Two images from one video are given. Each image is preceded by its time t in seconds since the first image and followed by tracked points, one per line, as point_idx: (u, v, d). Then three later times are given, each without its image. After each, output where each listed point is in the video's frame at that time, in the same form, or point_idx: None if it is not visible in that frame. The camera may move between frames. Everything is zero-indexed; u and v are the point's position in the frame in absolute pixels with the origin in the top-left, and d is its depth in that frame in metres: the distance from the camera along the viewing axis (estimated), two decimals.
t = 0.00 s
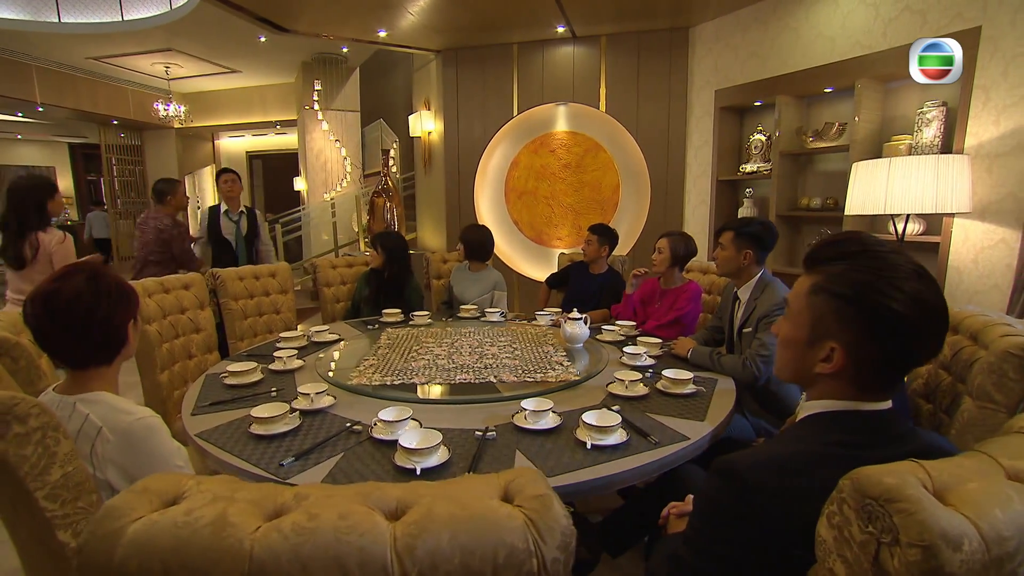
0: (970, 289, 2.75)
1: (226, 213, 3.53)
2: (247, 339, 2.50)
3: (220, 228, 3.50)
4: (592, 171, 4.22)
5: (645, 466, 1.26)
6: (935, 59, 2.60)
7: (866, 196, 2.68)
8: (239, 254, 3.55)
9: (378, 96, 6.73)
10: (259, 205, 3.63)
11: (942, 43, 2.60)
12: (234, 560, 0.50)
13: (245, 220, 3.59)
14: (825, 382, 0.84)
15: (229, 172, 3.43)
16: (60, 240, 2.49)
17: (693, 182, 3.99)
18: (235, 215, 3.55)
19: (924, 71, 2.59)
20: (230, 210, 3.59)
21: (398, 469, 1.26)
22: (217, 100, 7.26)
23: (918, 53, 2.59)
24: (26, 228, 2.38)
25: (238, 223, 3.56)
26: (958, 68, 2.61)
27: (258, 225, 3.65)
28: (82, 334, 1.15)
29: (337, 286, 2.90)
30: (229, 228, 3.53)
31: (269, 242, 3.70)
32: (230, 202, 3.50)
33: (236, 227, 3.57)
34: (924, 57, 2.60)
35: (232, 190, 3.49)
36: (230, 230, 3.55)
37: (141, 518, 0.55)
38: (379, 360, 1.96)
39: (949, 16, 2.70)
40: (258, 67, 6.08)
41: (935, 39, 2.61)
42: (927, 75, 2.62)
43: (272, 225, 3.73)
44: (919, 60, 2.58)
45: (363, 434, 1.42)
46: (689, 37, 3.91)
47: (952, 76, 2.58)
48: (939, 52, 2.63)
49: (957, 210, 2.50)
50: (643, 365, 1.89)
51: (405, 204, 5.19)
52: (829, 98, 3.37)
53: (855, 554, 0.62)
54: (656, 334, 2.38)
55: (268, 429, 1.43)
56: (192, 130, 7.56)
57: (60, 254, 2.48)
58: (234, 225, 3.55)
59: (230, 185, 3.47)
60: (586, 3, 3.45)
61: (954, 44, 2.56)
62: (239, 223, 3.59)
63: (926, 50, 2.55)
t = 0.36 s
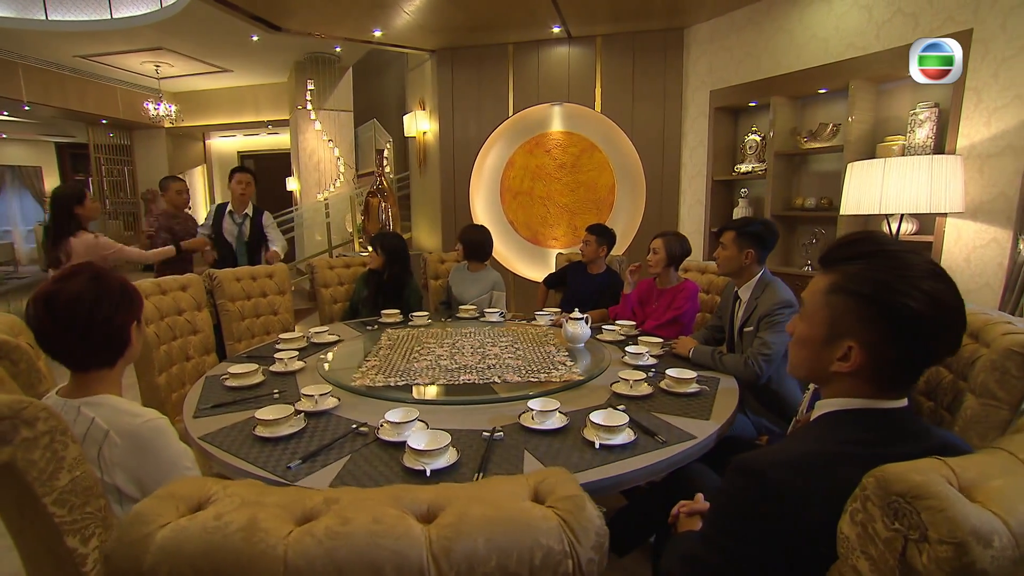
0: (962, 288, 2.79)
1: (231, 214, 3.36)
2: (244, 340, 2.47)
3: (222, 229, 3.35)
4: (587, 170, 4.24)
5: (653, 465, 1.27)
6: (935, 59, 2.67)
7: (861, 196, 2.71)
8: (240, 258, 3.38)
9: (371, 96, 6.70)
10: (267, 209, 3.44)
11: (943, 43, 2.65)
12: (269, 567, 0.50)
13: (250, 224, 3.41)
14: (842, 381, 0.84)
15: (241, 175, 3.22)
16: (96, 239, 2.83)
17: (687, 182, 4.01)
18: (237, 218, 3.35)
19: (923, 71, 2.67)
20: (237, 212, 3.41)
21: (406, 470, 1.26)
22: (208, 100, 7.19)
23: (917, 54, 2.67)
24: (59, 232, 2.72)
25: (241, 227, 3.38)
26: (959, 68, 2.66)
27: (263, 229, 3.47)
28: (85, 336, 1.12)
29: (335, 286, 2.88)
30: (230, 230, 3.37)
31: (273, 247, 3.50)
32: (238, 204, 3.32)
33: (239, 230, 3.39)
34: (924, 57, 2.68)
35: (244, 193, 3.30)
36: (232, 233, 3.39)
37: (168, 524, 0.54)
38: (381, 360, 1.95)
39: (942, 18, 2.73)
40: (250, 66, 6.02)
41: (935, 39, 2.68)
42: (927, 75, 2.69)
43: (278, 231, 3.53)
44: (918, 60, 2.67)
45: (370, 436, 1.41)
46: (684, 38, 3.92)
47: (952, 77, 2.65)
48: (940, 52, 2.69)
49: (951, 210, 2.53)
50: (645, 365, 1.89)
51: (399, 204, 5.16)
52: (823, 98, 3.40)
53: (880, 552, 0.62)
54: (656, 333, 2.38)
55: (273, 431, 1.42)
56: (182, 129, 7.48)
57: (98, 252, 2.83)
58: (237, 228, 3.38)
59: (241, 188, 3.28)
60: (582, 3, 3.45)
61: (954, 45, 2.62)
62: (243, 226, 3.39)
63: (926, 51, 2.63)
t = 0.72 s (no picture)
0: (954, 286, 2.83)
1: (226, 221, 3.11)
2: (241, 342, 2.44)
3: (218, 237, 3.11)
4: (582, 170, 4.24)
5: (662, 464, 1.27)
6: (935, 58, 2.61)
7: (856, 196, 2.74)
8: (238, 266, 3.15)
9: (363, 96, 6.67)
10: (265, 209, 3.16)
11: (943, 43, 2.59)
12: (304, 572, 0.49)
13: (249, 228, 3.15)
14: (858, 379, 0.85)
15: (232, 174, 3.00)
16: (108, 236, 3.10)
17: (682, 182, 4.03)
18: (233, 223, 3.11)
19: (922, 71, 2.62)
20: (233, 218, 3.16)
21: (415, 471, 1.25)
22: (197, 99, 7.12)
23: (917, 53, 2.62)
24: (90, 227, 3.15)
25: (239, 233, 3.13)
26: (959, 68, 2.61)
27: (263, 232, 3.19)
28: (86, 337, 1.06)
29: (332, 287, 2.86)
30: (229, 238, 3.12)
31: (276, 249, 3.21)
32: (232, 208, 3.08)
33: (236, 236, 3.15)
34: (924, 57, 2.63)
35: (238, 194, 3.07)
36: (229, 240, 3.14)
37: (198, 529, 0.53)
38: (383, 361, 1.94)
39: (932, 21, 2.77)
40: (240, 65, 5.98)
41: (935, 39, 2.62)
42: (927, 75, 2.63)
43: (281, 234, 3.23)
44: (918, 61, 2.61)
45: (376, 437, 1.40)
46: (677, 39, 3.95)
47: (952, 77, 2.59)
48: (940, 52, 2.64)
49: (943, 209, 2.57)
50: (647, 364, 1.90)
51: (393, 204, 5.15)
52: (816, 99, 3.43)
53: (905, 548, 0.63)
54: (655, 333, 2.39)
55: (278, 434, 1.40)
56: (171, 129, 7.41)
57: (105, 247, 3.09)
58: (234, 234, 3.12)
59: (235, 189, 3.05)
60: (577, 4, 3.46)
61: (955, 44, 2.55)
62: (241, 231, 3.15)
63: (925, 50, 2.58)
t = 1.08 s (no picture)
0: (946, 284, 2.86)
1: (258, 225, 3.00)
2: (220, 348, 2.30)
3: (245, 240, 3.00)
4: (577, 171, 4.26)
5: (669, 463, 1.27)
6: (935, 58, 2.67)
7: (850, 196, 2.77)
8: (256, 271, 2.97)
9: (355, 95, 6.64)
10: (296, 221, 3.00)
11: (943, 43, 2.64)
12: None
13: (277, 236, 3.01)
14: (873, 377, 0.85)
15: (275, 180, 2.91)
16: (129, 239, 3.04)
17: (677, 182, 4.05)
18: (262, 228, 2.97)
19: (923, 71, 2.68)
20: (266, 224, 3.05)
21: (424, 472, 1.25)
22: (187, 98, 7.05)
23: (917, 53, 2.68)
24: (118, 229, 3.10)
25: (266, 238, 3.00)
26: (959, 68, 2.66)
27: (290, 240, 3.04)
28: (85, 342, 0.98)
29: (328, 288, 2.84)
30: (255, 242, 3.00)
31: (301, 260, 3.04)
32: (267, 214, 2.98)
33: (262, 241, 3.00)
34: (924, 57, 2.69)
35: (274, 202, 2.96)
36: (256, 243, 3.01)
37: (230, 534, 0.52)
38: (385, 362, 1.93)
39: (924, 24, 2.81)
40: (231, 64, 5.92)
41: (935, 39, 2.67)
42: (927, 75, 2.69)
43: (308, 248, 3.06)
44: (917, 60, 2.68)
45: (382, 439, 1.39)
46: (672, 39, 3.96)
47: (951, 77, 2.64)
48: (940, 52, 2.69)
49: (937, 209, 2.60)
50: (649, 363, 1.90)
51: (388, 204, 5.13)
52: (810, 100, 3.46)
53: (926, 544, 0.64)
54: (653, 332, 2.39)
55: (283, 436, 1.39)
56: (161, 128, 7.33)
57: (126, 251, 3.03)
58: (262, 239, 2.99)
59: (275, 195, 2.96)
60: (573, 4, 3.46)
61: (955, 45, 2.60)
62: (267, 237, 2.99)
63: (926, 51, 2.64)
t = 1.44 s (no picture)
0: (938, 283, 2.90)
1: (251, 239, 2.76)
2: (225, 348, 2.33)
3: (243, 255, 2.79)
4: (572, 171, 4.27)
5: (677, 462, 1.28)
6: (935, 59, 2.72)
7: (845, 195, 2.80)
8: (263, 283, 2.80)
9: (347, 95, 6.61)
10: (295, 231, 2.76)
11: (943, 43, 2.69)
12: None
13: (275, 247, 2.78)
14: (887, 375, 0.86)
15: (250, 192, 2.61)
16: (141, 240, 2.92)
17: (671, 182, 4.07)
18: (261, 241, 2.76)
19: (923, 71, 2.73)
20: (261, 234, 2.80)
21: (433, 474, 1.24)
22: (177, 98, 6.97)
23: (917, 53, 2.73)
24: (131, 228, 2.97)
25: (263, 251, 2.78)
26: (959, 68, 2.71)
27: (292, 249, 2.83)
28: (90, 348, 0.95)
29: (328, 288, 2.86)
30: (254, 256, 2.79)
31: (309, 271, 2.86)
32: (256, 227, 2.71)
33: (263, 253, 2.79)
34: (924, 57, 2.74)
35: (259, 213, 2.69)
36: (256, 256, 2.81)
37: (261, 539, 0.51)
38: (386, 363, 1.92)
39: (915, 26, 2.84)
40: (222, 63, 5.87)
41: (936, 39, 2.71)
42: (927, 74, 2.75)
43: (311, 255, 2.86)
44: (918, 60, 2.73)
45: (389, 440, 1.38)
46: (666, 40, 3.98)
47: (951, 77, 2.70)
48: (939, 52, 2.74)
49: (930, 208, 2.63)
50: (651, 363, 1.91)
51: (382, 204, 5.11)
52: (803, 100, 3.49)
53: (949, 539, 0.64)
54: (650, 332, 2.39)
55: (288, 438, 1.38)
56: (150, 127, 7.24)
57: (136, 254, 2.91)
58: (260, 253, 2.78)
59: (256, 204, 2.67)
60: (568, 4, 3.47)
61: (954, 45, 2.65)
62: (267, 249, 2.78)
63: (926, 50, 2.69)
